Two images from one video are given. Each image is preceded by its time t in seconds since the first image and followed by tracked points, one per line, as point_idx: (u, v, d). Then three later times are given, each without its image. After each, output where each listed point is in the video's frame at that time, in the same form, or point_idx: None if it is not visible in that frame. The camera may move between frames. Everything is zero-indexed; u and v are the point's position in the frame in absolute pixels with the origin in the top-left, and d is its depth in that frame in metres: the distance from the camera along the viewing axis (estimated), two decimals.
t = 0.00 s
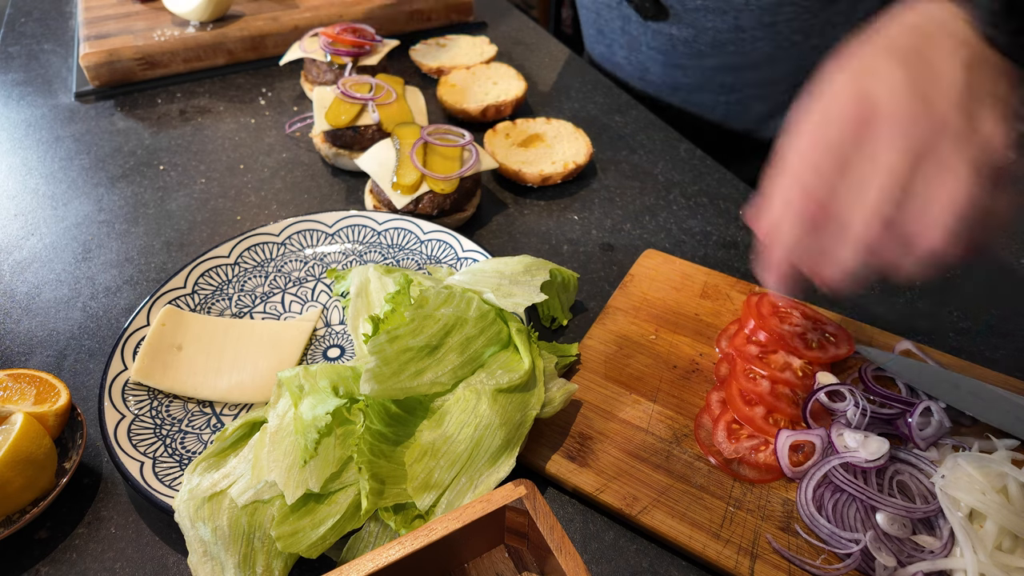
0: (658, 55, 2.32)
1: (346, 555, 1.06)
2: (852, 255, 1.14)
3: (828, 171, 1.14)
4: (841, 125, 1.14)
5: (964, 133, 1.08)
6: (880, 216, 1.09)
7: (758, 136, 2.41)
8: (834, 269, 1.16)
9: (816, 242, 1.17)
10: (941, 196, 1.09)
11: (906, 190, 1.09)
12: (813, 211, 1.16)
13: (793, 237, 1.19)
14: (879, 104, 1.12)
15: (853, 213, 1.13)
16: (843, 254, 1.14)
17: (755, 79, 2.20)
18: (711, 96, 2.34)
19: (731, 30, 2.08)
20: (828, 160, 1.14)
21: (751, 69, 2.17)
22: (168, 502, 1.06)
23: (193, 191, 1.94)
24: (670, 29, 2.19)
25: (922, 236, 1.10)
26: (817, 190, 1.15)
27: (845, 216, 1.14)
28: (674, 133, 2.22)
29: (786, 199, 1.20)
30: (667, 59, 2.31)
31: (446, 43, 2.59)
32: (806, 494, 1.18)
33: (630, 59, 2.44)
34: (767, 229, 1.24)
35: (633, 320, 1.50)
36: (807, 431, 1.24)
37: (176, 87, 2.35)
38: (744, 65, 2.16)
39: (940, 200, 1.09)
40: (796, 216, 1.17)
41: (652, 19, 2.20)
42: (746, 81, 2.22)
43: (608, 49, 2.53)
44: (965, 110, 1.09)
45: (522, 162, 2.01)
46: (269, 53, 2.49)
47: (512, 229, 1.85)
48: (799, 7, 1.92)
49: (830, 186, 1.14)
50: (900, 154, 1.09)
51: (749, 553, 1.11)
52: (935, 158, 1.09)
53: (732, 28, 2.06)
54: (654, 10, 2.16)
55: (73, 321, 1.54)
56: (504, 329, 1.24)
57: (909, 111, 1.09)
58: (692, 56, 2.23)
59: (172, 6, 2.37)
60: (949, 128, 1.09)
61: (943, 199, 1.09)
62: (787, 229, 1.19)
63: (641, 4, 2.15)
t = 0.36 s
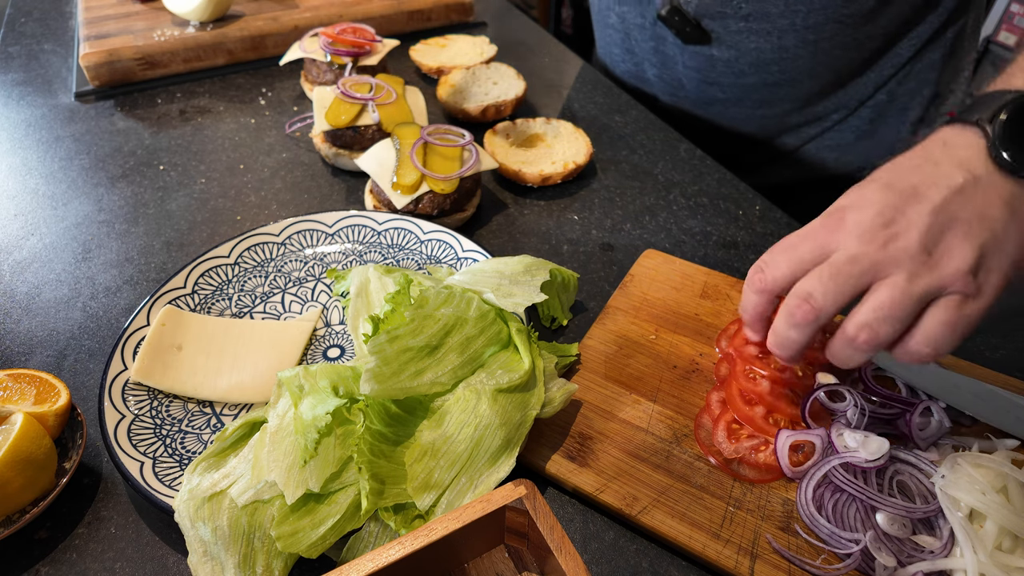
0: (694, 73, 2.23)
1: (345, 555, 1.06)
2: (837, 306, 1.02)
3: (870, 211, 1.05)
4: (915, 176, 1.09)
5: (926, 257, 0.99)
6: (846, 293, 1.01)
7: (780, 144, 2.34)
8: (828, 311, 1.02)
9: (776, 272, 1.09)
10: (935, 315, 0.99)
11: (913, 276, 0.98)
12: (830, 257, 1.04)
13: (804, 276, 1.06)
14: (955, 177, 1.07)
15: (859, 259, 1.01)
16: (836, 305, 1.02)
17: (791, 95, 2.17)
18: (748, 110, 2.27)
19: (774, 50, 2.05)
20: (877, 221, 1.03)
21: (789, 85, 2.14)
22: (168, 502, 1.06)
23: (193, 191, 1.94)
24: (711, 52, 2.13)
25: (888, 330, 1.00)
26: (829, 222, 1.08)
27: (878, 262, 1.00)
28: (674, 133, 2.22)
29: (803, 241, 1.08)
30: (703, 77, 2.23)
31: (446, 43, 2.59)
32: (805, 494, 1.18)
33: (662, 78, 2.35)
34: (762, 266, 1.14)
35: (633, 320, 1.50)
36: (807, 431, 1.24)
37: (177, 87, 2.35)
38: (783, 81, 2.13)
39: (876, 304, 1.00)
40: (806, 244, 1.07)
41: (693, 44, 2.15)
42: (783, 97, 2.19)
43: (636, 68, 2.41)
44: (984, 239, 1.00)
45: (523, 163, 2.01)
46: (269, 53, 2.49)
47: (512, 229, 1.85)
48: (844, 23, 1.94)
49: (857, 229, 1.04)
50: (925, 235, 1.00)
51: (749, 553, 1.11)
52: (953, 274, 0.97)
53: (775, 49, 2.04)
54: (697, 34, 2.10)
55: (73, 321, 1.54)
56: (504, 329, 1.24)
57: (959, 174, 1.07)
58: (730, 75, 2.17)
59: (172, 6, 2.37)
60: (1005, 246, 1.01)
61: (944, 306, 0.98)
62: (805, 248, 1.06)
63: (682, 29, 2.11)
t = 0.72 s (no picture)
0: (704, 77, 2.24)
1: (345, 555, 1.06)
2: (857, 317, 0.88)
3: (920, 211, 0.80)
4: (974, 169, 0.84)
5: (961, 279, 0.79)
6: (873, 312, 0.86)
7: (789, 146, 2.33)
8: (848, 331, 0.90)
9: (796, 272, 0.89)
10: (947, 343, 0.84)
11: (940, 302, 0.80)
12: (863, 266, 0.84)
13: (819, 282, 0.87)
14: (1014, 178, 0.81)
15: (889, 277, 0.82)
16: (858, 324, 0.89)
17: (801, 99, 2.17)
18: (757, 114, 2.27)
19: (785, 56, 2.06)
20: (919, 230, 0.80)
21: (799, 89, 2.15)
22: (168, 502, 1.06)
23: (194, 191, 1.94)
24: (721, 57, 2.15)
25: (912, 348, 0.85)
26: (866, 218, 0.83)
27: (908, 284, 0.81)
28: (674, 133, 2.22)
29: (832, 235, 0.85)
30: (713, 81, 2.24)
31: (446, 43, 2.59)
32: (805, 494, 1.18)
33: (671, 82, 2.35)
34: (787, 261, 0.91)
35: (633, 320, 1.50)
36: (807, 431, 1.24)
37: (177, 87, 2.35)
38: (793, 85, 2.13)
39: (888, 329, 0.86)
40: (834, 239, 0.85)
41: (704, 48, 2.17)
42: (792, 101, 2.19)
43: (645, 71, 2.42)
44: None
45: (522, 163, 2.02)
46: (269, 53, 2.49)
47: (512, 229, 1.85)
48: (855, 29, 1.95)
49: (906, 229, 0.80)
50: (964, 248, 0.78)
51: (749, 553, 1.11)
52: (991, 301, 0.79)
53: (786, 54, 2.05)
54: (708, 40, 2.13)
55: (73, 321, 1.54)
56: (504, 329, 1.24)
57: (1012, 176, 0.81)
58: (741, 80, 2.18)
59: (172, 6, 2.37)
60: None
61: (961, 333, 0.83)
62: (836, 251, 0.84)
63: (693, 35, 2.14)
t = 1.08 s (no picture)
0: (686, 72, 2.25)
1: (346, 555, 1.06)
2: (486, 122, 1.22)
3: (549, 68, 1.08)
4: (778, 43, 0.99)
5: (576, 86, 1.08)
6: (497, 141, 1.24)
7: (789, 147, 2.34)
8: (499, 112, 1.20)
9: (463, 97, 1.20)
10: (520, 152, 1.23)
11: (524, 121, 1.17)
12: (502, 98, 1.18)
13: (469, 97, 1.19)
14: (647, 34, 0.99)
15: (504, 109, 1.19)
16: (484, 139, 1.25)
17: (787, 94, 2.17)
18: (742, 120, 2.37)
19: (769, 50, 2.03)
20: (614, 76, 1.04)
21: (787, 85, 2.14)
22: (168, 502, 1.06)
23: (194, 191, 1.94)
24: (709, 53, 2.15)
25: (511, 153, 1.25)
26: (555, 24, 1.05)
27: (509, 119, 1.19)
28: (674, 133, 2.22)
29: (482, 57, 1.15)
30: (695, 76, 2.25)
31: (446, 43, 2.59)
32: (806, 494, 1.18)
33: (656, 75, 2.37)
34: (460, 84, 1.19)
35: (633, 320, 1.50)
36: (807, 431, 1.24)
37: (177, 87, 2.35)
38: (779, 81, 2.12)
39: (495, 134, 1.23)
40: (501, 66, 1.13)
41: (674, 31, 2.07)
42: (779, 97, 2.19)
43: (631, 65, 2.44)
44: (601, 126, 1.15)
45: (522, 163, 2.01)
46: (269, 53, 2.49)
47: (512, 229, 1.85)
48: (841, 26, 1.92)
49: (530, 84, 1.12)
50: (662, 95, 1.05)
51: (749, 553, 1.11)
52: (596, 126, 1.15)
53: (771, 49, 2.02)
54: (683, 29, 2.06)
55: (73, 321, 1.54)
56: (504, 328, 1.24)
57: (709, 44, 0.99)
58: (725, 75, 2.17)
59: (172, 6, 2.37)
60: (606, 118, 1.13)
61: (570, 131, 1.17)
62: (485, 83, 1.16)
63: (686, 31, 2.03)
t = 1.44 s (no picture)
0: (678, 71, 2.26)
1: (346, 555, 1.06)
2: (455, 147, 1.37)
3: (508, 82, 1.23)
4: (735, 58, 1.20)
5: (532, 112, 1.26)
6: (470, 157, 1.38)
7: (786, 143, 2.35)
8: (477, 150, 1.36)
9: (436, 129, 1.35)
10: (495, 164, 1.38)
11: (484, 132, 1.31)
12: (473, 114, 1.31)
13: (441, 122, 1.34)
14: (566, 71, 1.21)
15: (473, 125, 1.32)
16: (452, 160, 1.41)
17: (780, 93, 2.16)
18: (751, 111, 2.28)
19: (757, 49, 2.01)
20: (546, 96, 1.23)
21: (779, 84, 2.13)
22: (168, 502, 1.06)
23: (193, 191, 1.94)
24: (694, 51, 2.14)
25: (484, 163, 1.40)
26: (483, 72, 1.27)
27: (472, 133, 1.32)
28: (674, 133, 2.21)
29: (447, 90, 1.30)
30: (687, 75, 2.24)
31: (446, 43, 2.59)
32: (806, 494, 1.18)
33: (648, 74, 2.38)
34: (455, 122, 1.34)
35: (633, 320, 1.50)
36: (807, 431, 1.24)
37: (177, 87, 2.35)
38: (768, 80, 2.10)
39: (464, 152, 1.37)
40: (463, 91, 1.29)
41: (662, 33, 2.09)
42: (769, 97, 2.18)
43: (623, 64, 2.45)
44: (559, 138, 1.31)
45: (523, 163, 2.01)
46: (269, 53, 2.49)
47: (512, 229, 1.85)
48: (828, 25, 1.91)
49: (485, 108, 1.28)
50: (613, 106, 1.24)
51: (749, 553, 1.11)
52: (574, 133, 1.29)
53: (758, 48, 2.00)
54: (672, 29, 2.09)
55: (73, 321, 1.54)
56: (504, 329, 1.24)
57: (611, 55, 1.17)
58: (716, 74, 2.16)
59: (171, 6, 2.37)
60: (564, 116, 1.26)
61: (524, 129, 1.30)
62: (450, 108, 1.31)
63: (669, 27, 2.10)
